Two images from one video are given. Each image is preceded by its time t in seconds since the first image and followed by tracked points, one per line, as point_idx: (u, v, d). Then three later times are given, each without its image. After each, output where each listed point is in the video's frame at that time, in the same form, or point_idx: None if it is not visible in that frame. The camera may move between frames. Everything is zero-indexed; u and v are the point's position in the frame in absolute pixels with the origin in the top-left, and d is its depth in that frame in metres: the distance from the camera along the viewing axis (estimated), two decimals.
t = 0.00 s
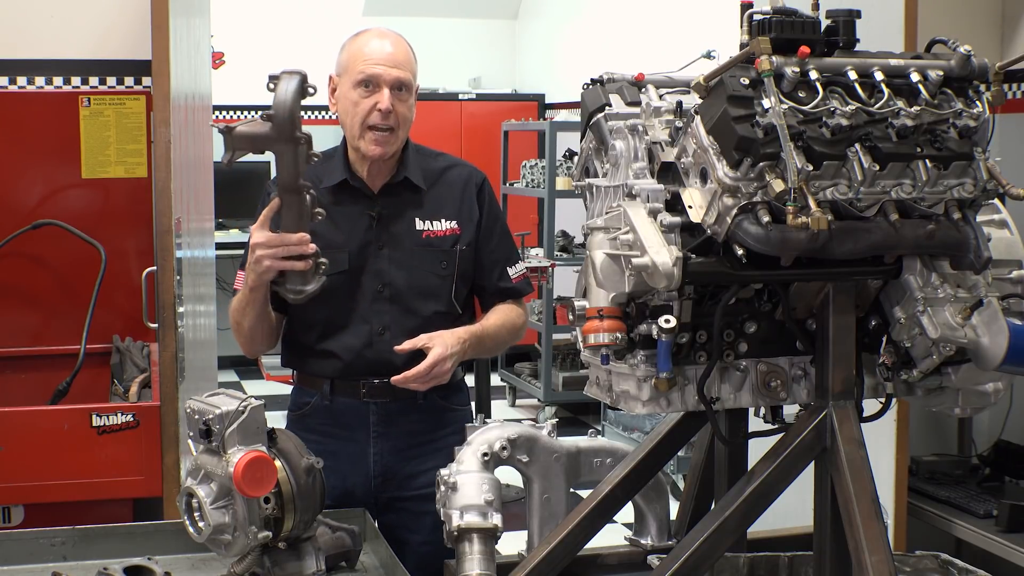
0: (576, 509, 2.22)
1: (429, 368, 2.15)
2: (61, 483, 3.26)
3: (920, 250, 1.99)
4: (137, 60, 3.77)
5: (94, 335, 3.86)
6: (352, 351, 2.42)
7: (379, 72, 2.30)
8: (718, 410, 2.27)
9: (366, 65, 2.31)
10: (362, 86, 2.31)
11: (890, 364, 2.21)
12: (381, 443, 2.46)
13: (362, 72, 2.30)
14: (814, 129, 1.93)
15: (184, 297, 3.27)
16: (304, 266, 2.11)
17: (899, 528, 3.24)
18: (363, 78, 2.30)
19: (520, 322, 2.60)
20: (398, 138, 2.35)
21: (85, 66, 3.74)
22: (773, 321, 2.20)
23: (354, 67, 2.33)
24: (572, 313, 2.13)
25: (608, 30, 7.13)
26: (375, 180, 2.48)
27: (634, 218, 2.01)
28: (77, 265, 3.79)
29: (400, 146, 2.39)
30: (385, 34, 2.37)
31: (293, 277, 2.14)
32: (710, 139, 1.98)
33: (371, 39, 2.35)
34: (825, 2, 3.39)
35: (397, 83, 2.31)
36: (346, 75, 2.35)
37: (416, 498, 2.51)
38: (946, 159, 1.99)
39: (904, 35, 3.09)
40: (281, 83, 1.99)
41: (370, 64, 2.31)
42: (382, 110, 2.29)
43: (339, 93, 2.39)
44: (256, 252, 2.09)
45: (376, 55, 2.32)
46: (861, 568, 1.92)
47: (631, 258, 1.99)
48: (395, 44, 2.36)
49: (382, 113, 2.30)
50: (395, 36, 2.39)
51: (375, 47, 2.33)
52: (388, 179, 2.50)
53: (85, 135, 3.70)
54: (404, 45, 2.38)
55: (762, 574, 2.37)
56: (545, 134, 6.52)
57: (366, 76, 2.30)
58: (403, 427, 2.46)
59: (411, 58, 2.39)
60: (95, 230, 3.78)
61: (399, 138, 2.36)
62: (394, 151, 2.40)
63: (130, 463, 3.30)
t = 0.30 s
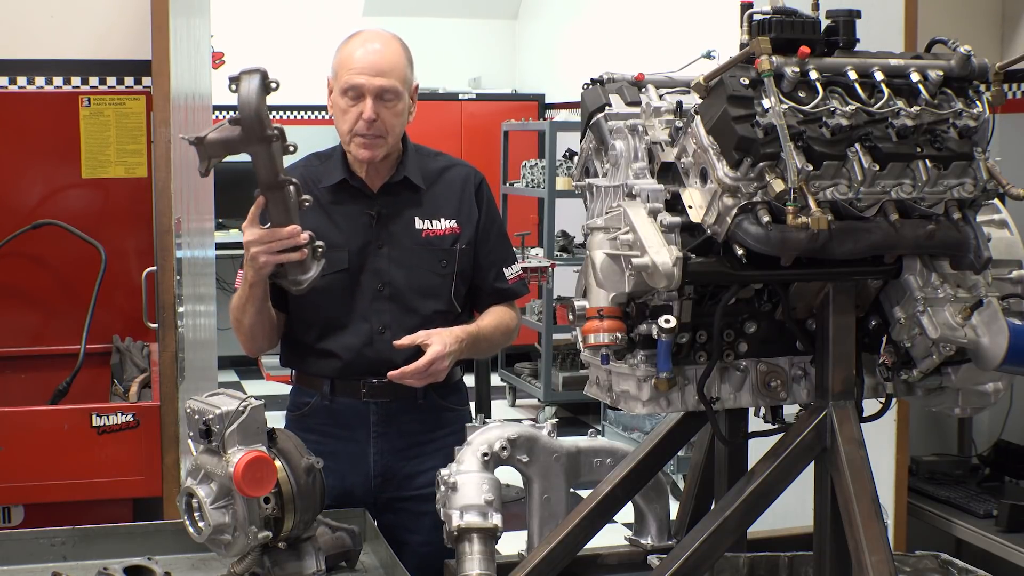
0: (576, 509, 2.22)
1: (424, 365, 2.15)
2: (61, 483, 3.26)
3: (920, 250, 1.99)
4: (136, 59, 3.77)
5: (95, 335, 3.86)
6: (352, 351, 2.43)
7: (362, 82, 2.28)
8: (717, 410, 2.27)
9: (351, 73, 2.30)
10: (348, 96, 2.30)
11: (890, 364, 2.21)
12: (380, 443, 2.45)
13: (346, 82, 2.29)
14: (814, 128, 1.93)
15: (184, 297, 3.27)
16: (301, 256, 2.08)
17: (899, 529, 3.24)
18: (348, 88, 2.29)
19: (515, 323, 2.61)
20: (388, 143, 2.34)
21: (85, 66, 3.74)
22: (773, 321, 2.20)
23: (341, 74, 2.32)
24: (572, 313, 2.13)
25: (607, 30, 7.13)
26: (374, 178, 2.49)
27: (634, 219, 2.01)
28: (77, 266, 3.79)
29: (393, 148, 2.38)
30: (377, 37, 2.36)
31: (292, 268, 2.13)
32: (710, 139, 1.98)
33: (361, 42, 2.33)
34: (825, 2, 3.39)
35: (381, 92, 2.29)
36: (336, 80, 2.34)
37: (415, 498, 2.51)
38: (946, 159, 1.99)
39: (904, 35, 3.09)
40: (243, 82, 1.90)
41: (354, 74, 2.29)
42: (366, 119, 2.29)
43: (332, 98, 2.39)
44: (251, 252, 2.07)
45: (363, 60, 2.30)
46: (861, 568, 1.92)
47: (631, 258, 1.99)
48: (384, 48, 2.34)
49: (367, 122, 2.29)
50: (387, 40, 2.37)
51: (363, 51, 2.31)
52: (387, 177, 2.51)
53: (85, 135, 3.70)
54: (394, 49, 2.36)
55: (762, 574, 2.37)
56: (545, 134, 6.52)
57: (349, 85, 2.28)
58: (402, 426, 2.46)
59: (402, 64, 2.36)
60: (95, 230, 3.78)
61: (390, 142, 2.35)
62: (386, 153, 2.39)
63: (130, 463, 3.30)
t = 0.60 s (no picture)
0: (576, 509, 2.22)
1: (428, 373, 2.15)
2: (60, 483, 3.26)
3: (920, 250, 1.99)
4: (136, 60, 3.73)
5: (95, 335, 3.86)
6: (352, 352, 2.43)
7: (334, 104, 2.23)
8: (717, 410, 2.27)
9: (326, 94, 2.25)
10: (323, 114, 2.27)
11: (890, 364, 2.21)
12: (379, 443, 2.45)
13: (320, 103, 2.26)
14: (814, 129, 1.93)
15: (184, 297, 3.27)
16: (268, 277, 2.04)
17: (898, 529, 3.24)
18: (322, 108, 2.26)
19: (519, 323, 2.61)
20: (369, 160, 2.31)
21: (85, 66, 3.70)
22: (773, 321, 2.20)
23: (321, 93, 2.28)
24: (572, 313, 2.13)
25: (607, 30, 7.12)
26: (373, 182, 2.48)
27: (634, 219, 2.01)
28: (77, 266, 3.79)
29: (375, 164, 2.34)
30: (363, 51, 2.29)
31: (261, 287, 2.10)
32: (710, 140, 1.98)
33: (343, 60, 2.28)
34: (825, 2, 3.39)
35: (350, 115, 2.23)
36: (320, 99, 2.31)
37: (415, 499, 2.50)
38: (946, 159, 1.99)
39: (904, 35, 3.09)
40: (200, 108, 1.80)
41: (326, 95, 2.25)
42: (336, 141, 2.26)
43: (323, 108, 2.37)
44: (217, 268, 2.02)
45: (338, 79, 2.24)
46: (861, 568, 1.92)
47: (631, 258, 1.99)
48: (365, 64, 2.28)
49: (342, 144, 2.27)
50: (372, 55, 2.30)
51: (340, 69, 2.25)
52: (387, 180, 2.49)
53: (85, 135, 3.70)
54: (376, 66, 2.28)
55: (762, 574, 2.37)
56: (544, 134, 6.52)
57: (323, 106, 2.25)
58: (402, 427, 2.46)
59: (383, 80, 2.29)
60: (95, 229, 3.78)
61: (370, 159, 2.31)
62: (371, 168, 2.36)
63: (130, 463, 3.30)
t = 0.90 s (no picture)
0: (576, 509, 2.22)
1: (395, 380, 2.15)
2: (60, 483, 3.26)
3: (920, 250, 1.99)
4: (135, 59, 3.72)
5: (95, 335, 3.86)
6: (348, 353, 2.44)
7: (313, 120, 2.20)
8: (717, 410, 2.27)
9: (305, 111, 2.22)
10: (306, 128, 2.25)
11: (890, 364, 2.21)
12: (376, 444, 2.45)
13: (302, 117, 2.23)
14: (814, 129, 1.93)
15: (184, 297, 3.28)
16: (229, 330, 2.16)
17: (898, 529, 3.25)
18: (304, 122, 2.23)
19: (517, 325, 2.56)
20: (354, 172, 2.29)
21: (84, 66, 3.70)
22: (773, 321, 2.20)
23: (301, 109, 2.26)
24: (572, 313, 2.13)
25: (607, 30, 7.12)
26: (367, 185, 2.45)
27: (634, 219, 2.01)
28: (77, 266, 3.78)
29: (361, 174, 2.32)
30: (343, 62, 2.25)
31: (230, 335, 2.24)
32: (710, 139, 1.98)
33: (320, 72, 2.24)
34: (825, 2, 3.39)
35: (330, 131, 2.20)
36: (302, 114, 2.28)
37: (412, 500, 2.50)
38: (946, 159, 1.99)
39: (904, 35, 3.09)
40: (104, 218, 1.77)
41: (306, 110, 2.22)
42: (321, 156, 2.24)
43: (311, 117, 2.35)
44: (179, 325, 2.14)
45: (315, 95, 2.21)
46: (862, 568, 1.92)
47: (631, 258, 1.99)
48: (342, 75, 2.24)
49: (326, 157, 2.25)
50: (349, 65, 2.26)
51: (316, 83, 2.22)
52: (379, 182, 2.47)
53: (85, 136, 3.69)
54: (353, 77, 2.24)
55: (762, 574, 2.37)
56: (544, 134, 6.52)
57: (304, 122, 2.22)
58: (398, 429, 2.45)
59: (362, 90, 2.24)
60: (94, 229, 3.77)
61: (355, 171, 2.29)
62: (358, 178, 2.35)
63: (130, 463, 3.29)
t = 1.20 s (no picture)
0: (576, 509, 2.22)
1: (373, 407, 2.19)
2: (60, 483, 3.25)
3: (920, 250, 1.99)
4: (136, 59, 3.72)
5: (94, 336, 3.72)
6: (335, 356, 2.44)
7: (272, 132, 2.20)
8: (718, 410, 2.27)
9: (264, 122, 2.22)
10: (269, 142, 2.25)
11: (890, 364, 2.21)
12: (366, 446, 2.45)
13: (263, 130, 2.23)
14: (814, 129, 1.93)
15: (184, 297, 3.28)
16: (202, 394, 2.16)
17: (898, 529, 3.25)
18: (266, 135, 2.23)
19: (501, 320, 2.51)
20: (319, 181, 2.28)
21: (82, 66, 3.69)
22: (773, 321, 2.20)
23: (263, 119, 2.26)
24: (572, 313, 2.13)
25: (608, 29, 7.12)
26: (336, 194, 2.44)
27: (634, 219, 2.01)
28: (77, 266, 3.67)
29: (325, 184, 2.32)
30: (299, 73, 2.23)
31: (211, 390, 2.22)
32: (710, 139, 1.98)
33: (279, 81, 2.24)
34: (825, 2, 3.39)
35: (288, 143, 2.20)
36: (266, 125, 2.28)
37: (401, 499, 2.47)
38: (946, 159, 1.99)
39: (904, 35, 3.08)
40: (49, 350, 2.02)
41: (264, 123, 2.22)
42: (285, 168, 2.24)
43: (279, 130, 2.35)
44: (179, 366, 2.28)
45: (271, 106, 2.21)
46: (861, 568, 1.92)
47: (631, 258, 1.99)
48: (300, 83, 2.22)
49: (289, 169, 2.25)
50: (308, 73, 2.23)
51: (273, 94, 2.21)
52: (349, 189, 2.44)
53: (85, 135, 3.63)
54: (310, 85, 2.22)
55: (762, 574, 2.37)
56: (545, 134, 6.52)
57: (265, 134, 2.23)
58: (389, 429, 2.45)
59: (320, 97, 2.22)
60: (95, 229, 3.68)
61: (320, 180, 2.28)
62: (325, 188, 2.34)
63: (130, 462, 3.30)
